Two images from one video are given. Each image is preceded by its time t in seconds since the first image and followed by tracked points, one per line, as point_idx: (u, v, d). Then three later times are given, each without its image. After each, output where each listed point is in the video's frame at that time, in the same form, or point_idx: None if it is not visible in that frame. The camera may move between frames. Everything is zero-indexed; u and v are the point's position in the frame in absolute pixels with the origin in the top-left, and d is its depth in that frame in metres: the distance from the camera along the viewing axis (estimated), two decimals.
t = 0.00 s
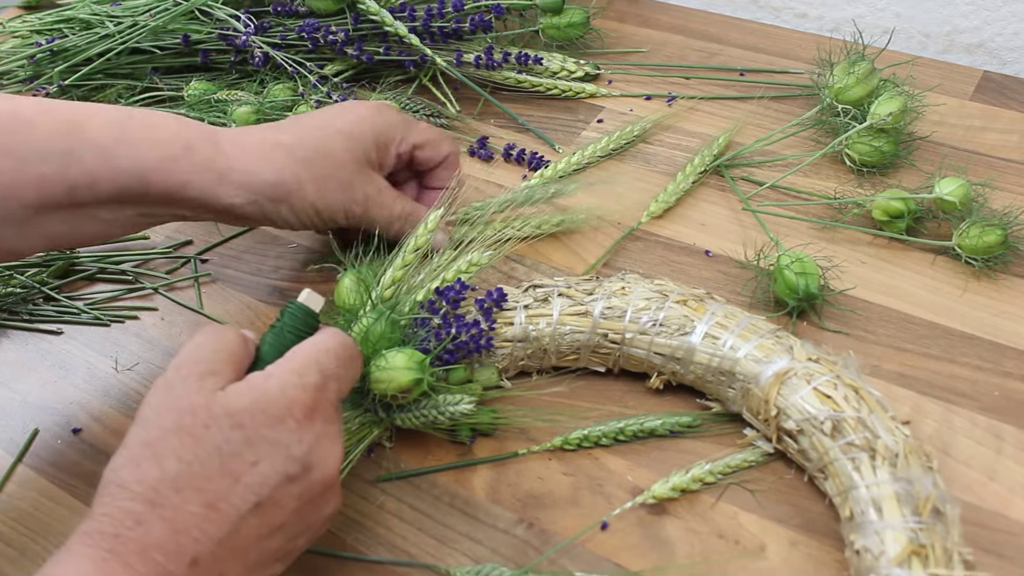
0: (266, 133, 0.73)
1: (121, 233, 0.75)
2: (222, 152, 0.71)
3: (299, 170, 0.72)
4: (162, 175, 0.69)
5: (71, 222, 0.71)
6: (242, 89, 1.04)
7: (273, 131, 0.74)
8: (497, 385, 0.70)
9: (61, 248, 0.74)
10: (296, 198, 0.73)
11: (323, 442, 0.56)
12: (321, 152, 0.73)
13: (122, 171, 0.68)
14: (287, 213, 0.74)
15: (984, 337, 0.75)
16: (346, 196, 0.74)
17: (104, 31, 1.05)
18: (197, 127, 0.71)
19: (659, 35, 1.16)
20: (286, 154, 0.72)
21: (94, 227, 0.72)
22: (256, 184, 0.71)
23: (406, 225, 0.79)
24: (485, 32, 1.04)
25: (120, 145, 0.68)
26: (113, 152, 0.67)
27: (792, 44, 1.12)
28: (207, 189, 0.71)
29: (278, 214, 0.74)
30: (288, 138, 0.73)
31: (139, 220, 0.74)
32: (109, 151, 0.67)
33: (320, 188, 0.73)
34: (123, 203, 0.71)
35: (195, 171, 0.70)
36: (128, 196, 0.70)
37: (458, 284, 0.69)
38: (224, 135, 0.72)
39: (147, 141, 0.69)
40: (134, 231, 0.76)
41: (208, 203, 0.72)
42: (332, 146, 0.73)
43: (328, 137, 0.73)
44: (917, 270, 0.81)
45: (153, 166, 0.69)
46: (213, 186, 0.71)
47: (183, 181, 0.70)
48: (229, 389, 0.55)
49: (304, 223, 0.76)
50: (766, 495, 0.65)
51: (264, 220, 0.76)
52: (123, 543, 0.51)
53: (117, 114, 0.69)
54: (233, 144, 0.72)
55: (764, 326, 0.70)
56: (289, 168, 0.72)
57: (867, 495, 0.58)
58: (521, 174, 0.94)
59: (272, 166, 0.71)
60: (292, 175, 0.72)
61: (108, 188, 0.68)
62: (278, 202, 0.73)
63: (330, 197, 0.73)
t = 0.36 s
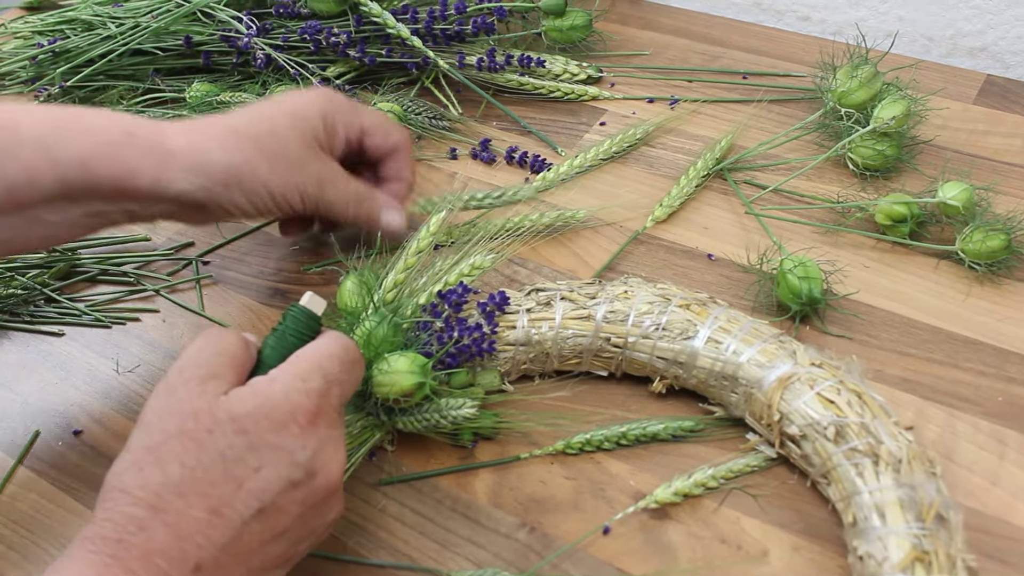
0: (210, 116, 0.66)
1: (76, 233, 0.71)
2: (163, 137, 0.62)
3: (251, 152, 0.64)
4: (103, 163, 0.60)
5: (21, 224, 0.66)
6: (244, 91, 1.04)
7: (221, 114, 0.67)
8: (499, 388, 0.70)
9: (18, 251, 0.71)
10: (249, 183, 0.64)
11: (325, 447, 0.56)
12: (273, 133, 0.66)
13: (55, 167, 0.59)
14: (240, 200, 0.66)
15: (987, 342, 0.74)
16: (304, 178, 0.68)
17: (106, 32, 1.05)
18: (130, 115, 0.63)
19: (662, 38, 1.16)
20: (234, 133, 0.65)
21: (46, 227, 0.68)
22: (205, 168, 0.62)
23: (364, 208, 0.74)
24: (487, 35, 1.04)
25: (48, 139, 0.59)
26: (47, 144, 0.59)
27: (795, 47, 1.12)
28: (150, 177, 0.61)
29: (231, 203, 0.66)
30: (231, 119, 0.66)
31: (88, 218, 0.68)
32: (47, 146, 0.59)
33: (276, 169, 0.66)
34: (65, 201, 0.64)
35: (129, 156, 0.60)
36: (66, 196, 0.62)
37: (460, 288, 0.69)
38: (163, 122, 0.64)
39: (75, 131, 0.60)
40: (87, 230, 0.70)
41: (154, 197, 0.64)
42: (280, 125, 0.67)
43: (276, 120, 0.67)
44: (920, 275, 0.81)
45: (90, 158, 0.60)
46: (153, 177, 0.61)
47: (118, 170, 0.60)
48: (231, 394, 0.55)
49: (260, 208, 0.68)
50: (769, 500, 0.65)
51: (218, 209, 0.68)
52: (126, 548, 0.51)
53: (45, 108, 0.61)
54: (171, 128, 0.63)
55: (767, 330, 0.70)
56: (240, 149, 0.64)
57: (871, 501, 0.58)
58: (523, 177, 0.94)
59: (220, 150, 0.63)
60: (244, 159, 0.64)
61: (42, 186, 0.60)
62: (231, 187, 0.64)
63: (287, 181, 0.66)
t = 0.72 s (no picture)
0: (261, 118, 0.71)
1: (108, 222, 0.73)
2: (217, 139, 0.68)
3: (296, 164, 0.70)
4: (156, 160, 0.67)
5: (60, 214, 0.69)
6: (247, 89, 1.04)
7: (272, 117, 0.71)
8: (501, 389, 0.70)
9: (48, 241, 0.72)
10: (291, 192, 0.70)
11: (327, 448, 0.55)
12: (322, 150, 0.71)
13: (108, 160, 0.65)
14: (278, 204, 0.72)
15: (991, 346, 0.74)
16: (342, 197, 0.72)
17: (109, 30, 1.05)
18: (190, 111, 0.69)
19: (666, 38, 1.15)
20: (284, 143, 0.69)
21: (81, 217, 0.70)
22: (255, 172, 0.69)
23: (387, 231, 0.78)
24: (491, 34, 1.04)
25: (109, 134, 0.65)
26: (100, 139, 0.65)
27: (800, 48, 1.11)
28: (205, 175, 0.69)
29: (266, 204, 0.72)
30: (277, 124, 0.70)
31: (124, 209, 0.71)
32: (95, 138, 0.65)
33: (316, 183, 0.71)
34: (110, 190, 0.68)
35: (194, 158, 0.68)
36: (113, 184, 0.67)
37: (462, 288, 0.69)
38: (219, 124, 0.69)
39: (144, 130, 0.66)
40: (122, 222, 0.74)
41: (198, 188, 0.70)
42: (332, 145, 0.71)
43: (328, 137, 0.71)
44: (924, 277, 0.81)
45: (154, 155, 0.67)
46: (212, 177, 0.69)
47: (182, 169, 0.68)
48: (235, 395, 0.55)
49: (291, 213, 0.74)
50: (771, 504, 0.64)
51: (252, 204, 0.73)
52: (126, 550, 0.51)
53: (103, 99, 0.66)
54: (225, 131, 0.69)
55: (770, 332, 0.69)
56: (286, 160, 0.69)
57: (874, 505, 0.58)
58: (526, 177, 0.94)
59: (270, 155, 0.69)
60: (289, 168, 0.69)
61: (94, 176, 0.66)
62: (273, 193, 0.70)
63: (324, 195, 0.71)
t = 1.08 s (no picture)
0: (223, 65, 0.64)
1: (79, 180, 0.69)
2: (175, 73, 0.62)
3: (254, 103, 0.64)
4: (111, 102, 0.61)
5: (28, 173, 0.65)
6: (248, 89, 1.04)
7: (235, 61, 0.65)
8: (502, 389, 0.70)
9: (17, 203, 0.68)
10: (253, 132, 0.64)
11: (324, 446, 0.55)
12: (294, 95, 0.66)
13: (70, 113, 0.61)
14: (240, 146, 0.66)
15: (993, 344, 0.74)
16: (307, 141, 0.67)
17: (110, 30, 1.05)
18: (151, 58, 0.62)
19: (667, 37, 1.15)
20: (248, 81, 0.64)
21: (44, 171, 0.66)
22: (215, 110, 0.63)
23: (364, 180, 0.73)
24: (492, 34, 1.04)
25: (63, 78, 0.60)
26: (54, 84, 0.60)
27: (801, 47, 1.11)
28: (162, 109, 0.62)
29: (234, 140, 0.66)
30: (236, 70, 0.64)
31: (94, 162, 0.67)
32: (49, 84, 0.60)
33: (282, 123, 0.65)
34: (72, 138, 0.64)
35: (152, 96, 0.62)
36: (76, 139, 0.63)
37: (464, 287, 0.69)
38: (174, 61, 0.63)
39: (107, 78, 0.61)
40: (97, 170, 0.69)
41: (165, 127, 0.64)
42: (303, 87, 0.67)
43: (298, 79, 0.67)
44: (925, 276, 0.81)
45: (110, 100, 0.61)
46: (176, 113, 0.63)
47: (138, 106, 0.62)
48: (231, 393, 0.55)
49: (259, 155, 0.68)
50: (772, 502, 0.64)
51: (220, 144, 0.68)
52: (128, 549, 0.51)
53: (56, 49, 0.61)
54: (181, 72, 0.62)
55: (772, 331, 0.69)
56: (247, 96, 0.64)
57: (876, 504, 0.58)
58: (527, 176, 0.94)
59: (231, 99, 0.63)
60: (249, 106, 0.64)
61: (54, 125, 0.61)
62: (235, 133, 0.64)
63: (291, 136, 0.66)
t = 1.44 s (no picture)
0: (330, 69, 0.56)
1: (128, 170, 0.52)
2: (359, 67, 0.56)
3: (370, 78, 0.56)
4: (253, 102, 0.52)
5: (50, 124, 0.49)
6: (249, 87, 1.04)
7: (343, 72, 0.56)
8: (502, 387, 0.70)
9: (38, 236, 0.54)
10: (402, 109, 0.57)
11: (330, 446, 0.55)
12: (395, 55, 0.58)
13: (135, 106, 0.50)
14: (386, 129, 0.57)
15: (993, 344, 0.74)
16: (440, 93, 0.59)
17: (112, 28, 1.05)
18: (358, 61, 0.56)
19: (668, 36, 1.15)
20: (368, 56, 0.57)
21: (191, 180, 0.55)
22: (340, 97, 0.55)
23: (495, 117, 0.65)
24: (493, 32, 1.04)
25: (203, 78, 0.52)
26: (121, 94, 0.50)
27: (803, 46, 1.11)
28: (295, 111, 0.54)
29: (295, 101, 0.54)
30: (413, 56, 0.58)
31: (140, 153, 0.51)
32: (105, 98, 0.50)
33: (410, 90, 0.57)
34: (207, 144, 0.53)
35: (295, 96, 0.54)
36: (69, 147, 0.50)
37: (464, 286, 0.70)
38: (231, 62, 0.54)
39: (210, 72, 0.52)
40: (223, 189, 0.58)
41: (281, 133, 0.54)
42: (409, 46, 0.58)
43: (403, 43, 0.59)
44: (926, 275, 0.81)
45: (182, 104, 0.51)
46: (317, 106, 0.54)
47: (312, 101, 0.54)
48: (236, 395, 0.55)
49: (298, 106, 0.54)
50: (773, 501, 0.64)
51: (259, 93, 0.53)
52: (132, 550, 0.51)
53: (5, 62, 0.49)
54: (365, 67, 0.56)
55: (772, 330, 0.69)
56: (378, 73, 0.56)
57: (876, 503, 0.58)
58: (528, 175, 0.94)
59: (373, 82, 0.56)
60: (397, 86, 0.56)
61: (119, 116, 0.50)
62: (381, 115, 0.56)
63: (420, 101, 0.58)
